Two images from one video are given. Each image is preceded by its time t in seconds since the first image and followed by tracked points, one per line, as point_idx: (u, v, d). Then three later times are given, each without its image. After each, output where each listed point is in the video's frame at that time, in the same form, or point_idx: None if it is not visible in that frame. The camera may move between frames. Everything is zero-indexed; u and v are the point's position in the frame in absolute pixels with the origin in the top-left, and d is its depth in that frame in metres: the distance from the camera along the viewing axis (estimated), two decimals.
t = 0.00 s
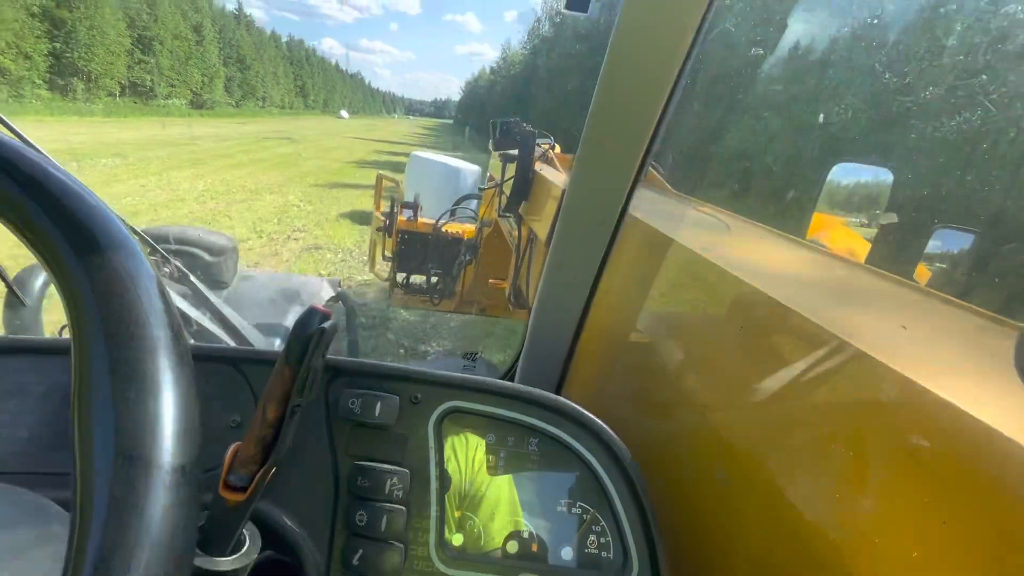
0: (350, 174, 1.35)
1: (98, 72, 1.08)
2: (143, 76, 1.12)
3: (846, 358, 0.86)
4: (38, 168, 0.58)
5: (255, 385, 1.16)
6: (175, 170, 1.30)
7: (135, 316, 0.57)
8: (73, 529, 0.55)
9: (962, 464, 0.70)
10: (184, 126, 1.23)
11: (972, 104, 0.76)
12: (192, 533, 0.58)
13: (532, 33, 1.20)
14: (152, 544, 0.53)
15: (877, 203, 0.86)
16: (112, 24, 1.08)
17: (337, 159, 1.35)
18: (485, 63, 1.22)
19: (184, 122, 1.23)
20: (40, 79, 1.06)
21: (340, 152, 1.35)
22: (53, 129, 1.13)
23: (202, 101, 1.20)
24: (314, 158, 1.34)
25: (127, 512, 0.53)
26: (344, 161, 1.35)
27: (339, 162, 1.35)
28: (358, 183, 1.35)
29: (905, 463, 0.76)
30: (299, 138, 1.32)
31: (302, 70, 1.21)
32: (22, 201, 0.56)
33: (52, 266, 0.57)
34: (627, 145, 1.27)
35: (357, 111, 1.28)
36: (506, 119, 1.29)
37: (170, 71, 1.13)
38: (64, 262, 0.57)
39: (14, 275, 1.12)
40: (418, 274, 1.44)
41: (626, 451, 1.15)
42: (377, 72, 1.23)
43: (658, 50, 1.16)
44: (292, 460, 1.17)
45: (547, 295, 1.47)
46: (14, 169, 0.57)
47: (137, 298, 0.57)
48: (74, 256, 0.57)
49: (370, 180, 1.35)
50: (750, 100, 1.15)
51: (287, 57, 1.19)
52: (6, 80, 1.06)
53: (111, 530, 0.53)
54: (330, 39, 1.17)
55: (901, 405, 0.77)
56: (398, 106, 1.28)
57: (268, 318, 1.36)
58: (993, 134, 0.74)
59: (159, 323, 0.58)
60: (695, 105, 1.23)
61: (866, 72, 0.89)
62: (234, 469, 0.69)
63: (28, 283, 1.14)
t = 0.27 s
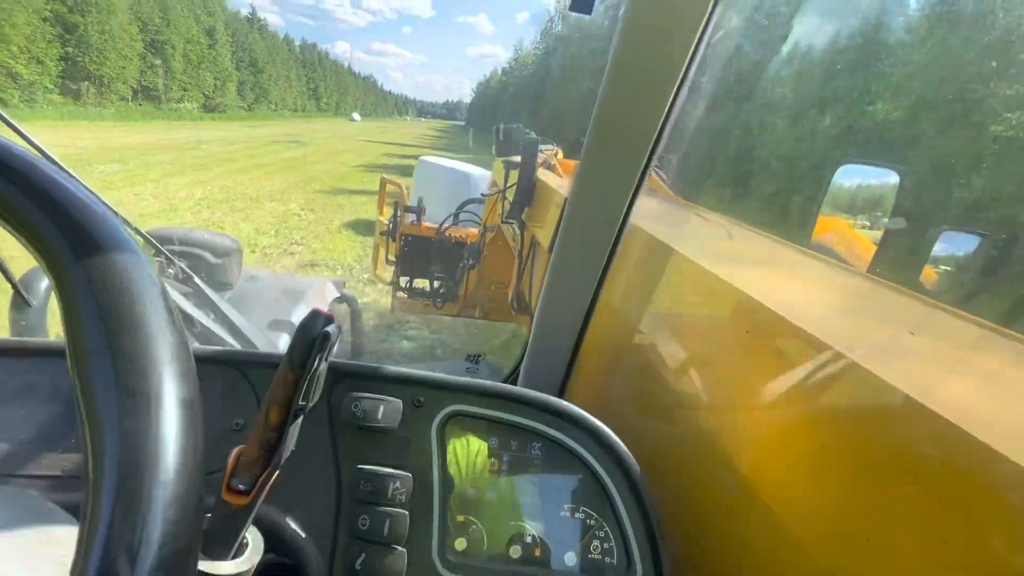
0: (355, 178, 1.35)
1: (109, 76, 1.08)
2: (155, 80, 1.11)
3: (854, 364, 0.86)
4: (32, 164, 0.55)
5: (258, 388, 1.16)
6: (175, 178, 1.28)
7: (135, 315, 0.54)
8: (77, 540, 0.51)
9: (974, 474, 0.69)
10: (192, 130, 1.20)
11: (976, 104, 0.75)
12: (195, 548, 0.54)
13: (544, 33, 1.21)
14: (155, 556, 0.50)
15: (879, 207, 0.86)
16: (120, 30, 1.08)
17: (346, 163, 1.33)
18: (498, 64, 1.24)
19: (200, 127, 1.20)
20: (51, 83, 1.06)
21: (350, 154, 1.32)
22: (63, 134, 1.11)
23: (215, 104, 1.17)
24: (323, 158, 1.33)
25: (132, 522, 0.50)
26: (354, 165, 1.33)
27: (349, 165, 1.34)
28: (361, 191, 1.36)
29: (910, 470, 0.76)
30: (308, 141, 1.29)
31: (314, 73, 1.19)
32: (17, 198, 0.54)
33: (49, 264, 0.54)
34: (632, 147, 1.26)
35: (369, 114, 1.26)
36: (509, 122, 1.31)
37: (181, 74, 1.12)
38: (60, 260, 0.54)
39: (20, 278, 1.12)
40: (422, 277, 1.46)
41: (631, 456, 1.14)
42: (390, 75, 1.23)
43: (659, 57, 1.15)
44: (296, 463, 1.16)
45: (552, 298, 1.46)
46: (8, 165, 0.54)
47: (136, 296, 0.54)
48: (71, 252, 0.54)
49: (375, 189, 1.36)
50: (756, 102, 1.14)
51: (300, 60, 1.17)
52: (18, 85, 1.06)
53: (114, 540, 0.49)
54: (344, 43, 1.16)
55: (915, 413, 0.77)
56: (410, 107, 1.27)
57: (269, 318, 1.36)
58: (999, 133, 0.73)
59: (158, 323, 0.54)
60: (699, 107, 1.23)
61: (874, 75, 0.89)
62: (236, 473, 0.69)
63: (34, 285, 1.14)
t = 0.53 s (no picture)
0: (354, 185, 1.42)
1: (114, 79, 1.09)
2: (158, 84, 1.13)
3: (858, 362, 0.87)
4: (41, 159, 0.57)
5: (259, 384, 1.17)
6: (169, 183, 1.32)
7: (140, 303, 0.55)
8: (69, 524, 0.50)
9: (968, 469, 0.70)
10: (197, 134, 1.24)
11: (973, 101, 0.75)
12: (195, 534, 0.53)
13: (554, 31, 1.21)
14: (159, 540, 0.49)
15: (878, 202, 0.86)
16: (122, 30, 1.08)
17: (348, 168, 1.40)
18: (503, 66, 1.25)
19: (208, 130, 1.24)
20: (54, 88, 1.08)
21: (353, 158, 1.38)
22: (60, 136, 1.13)
23: (221, 107, 1.20)
24: (323, 163, 1.38)
25: (133, 506, 0.49)
26: (354, 170, 1.41)
27: (350, 169, 1.40)
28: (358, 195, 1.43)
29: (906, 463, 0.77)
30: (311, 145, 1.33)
31: (321, 76, 1.22)
32: (23, 189, 0.55)
33: (55, 255, 0.55)
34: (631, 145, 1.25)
35: (375, 116, 1.29)
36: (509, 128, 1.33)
37: (185, 78, 1.14)
38: (66, 250, 0.55)
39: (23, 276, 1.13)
40: (423, 278, 1.51)
41: (633, 453, 1.14)
42: (399, 78, 1.26)
43: (655, 55, 1.15)
44: (298, 458, 1.17)
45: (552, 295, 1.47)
46: (14, 159, 0.56)
47: (142, 285, 0.55)
48: (77, 243, 0.55)
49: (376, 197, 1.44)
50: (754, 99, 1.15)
51: (306, 63, 1.19)
52: (21, 90, 1.06)
53: (115, 524, 0.49)
54: (350, 44, 1.18)
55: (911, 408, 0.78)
56: (416, 109, 1.32)
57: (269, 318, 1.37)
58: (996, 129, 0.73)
59: (163, 311, 0.55)
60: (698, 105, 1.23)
61: (872, 73, 0.90)
62: (239, 467, 0.69)
63: (37, 284, 1.16)
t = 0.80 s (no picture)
0: (352, 190, 1.40)
1: (116, 83, 1.09)
2: (163, 87, 1.12)
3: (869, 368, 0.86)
4: (43, 162, 0.58)
5: (258, 384, 1.16)
6: (159, 189, 1.30)
7: (136, 299, 0.54)
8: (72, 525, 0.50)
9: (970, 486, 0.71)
10: (191, 134, 1.21)
11: (973, 101, 0.75)
12: (191, 531, 0.52)
13: (559, 29, 1.22)
14: (154, 538, 0.49)
15: (878, 204, 0.87)
16: (126, 30, 1.08)
17: (349, 171, 1.38)
18: (508, 65, 1.25)
19: (208, 134, 1.22)
20: (57, 91, 1.07)
21: (353, 161, 1.38)
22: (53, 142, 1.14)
23: (225, 109, 1.19)
24: (325, 166, 1.38)
25: (129, 504, 0.49)
26: (353, 173, 1.39)
27: (352, 172, 1.39)
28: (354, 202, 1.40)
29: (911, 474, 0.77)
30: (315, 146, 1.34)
31: (327, 77, 1.22)
32: (26, 192, 0.56)
33: (55, 254, 0.56)
34: (628, 144, 1.27)
35: (381, 117, 1.31)
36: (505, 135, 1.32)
37: (188, 79, 1.13)
38: (64, 248, 0.55)
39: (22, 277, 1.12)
40: (419, 283, 1.47)
41: (632, 454, 1.13)
42: (404, 78, 1.26)
43: (655, 53, 1.17)
44: (296, 460, 1.16)
45: (551, 295, 1.47)
46: (19, 163, 0.57)
47: (139, 282, 0.55)
48: (74, 240, 0.55)
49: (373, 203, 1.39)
50: (755, 98, 1.15)
51: (312, 64, 1.19)
52: (20, 92, 1.07)
53: (111, 523, 0.48)
54: (357, 46, 1.18)
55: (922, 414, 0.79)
56: (423, 111, 1.32)
57: (268, 318, 1.35)
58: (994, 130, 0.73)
59: (160, 307, 0.55)
60: (697, 104, 1.23)
61: (871, 71, 0.89)
62: (237, 468, 0.68)
63: (34, 283, 1.14)
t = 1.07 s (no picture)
0: (349, 193, 1.48)
1: (116, 83, 1.10)
2: (167, 88, 1.14)
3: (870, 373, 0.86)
4: (44, 166, 0.58)
5: (256, 385, 1.16)
6: (151, 193, 1.33)
7: (137, 299, 0.54)
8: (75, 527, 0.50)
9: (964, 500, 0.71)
10: (191, 134, 1.23)
11: (973, 104, 0.75)
12: (191, 533, 0.52)
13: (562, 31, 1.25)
14: (156, 539, 0.49)
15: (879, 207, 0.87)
16: (126, 31, 1.09)
17: (348, 173, 1.45)
18: (512, 65, 1.28)
19: (206, 134, 1.25)
20: (54, 92, 1.07)
21: (355, 162, 1.44)
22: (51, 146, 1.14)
23: (227, 110, 1.22)
24: (324, 168, 1.45)
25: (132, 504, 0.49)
26: (354, 175, 1.45)
27: (351, 175, 1.45)
28: (349, 207, 1.49)
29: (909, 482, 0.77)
30: (316, 148, 1.40)
31: (330, 78, 1.26)
32: (25, 194, 0.56)
33: (56, 255, 0.56)
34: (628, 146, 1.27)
35: (384, 117, 1.35)
36: (501, 146, 1.36)
37: (190, 81, 1.14)
38: (65, 250, 0.55)
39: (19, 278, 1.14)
40: (419, 290, 1.47)
41: (631, 457, 1.13)
42: (407, 78, 1.28)
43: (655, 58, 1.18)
44: (294, 461, 1.16)
45: (550, 297, 1.47)
46: (18, 165, 0.57)
47: (140, 282, 0.55)
48: (75, 241, 0.55)
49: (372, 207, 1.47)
50: (755, 100, 1.15)
51: (315, 65, 1.23)
52: (18, 94, 1.07)
53: (113, 524, 0.48)
54: (360, 46, 1.21)
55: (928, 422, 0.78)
56: (426, 111, 1.35)
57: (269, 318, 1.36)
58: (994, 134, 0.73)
59: (161, 307, 0.55)
60: (697, 107, 1.23)
61: (870, 73, 0.89)
62: (234, 471, 0.69)
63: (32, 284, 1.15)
